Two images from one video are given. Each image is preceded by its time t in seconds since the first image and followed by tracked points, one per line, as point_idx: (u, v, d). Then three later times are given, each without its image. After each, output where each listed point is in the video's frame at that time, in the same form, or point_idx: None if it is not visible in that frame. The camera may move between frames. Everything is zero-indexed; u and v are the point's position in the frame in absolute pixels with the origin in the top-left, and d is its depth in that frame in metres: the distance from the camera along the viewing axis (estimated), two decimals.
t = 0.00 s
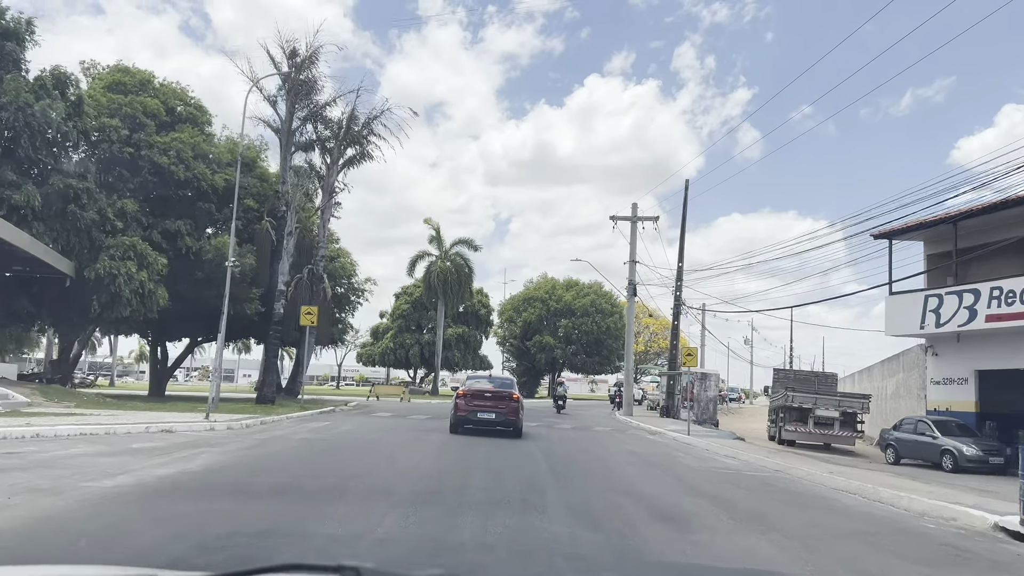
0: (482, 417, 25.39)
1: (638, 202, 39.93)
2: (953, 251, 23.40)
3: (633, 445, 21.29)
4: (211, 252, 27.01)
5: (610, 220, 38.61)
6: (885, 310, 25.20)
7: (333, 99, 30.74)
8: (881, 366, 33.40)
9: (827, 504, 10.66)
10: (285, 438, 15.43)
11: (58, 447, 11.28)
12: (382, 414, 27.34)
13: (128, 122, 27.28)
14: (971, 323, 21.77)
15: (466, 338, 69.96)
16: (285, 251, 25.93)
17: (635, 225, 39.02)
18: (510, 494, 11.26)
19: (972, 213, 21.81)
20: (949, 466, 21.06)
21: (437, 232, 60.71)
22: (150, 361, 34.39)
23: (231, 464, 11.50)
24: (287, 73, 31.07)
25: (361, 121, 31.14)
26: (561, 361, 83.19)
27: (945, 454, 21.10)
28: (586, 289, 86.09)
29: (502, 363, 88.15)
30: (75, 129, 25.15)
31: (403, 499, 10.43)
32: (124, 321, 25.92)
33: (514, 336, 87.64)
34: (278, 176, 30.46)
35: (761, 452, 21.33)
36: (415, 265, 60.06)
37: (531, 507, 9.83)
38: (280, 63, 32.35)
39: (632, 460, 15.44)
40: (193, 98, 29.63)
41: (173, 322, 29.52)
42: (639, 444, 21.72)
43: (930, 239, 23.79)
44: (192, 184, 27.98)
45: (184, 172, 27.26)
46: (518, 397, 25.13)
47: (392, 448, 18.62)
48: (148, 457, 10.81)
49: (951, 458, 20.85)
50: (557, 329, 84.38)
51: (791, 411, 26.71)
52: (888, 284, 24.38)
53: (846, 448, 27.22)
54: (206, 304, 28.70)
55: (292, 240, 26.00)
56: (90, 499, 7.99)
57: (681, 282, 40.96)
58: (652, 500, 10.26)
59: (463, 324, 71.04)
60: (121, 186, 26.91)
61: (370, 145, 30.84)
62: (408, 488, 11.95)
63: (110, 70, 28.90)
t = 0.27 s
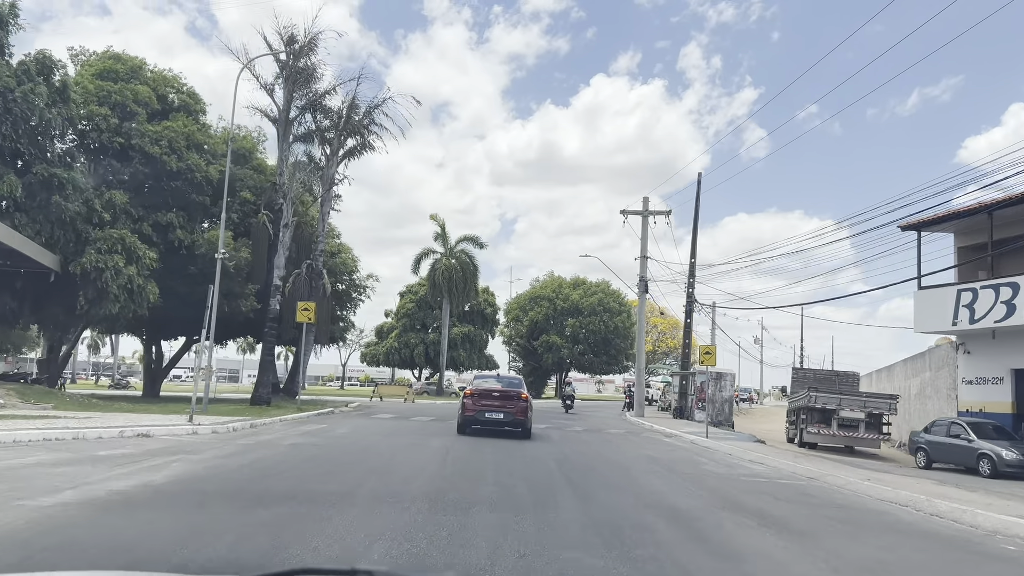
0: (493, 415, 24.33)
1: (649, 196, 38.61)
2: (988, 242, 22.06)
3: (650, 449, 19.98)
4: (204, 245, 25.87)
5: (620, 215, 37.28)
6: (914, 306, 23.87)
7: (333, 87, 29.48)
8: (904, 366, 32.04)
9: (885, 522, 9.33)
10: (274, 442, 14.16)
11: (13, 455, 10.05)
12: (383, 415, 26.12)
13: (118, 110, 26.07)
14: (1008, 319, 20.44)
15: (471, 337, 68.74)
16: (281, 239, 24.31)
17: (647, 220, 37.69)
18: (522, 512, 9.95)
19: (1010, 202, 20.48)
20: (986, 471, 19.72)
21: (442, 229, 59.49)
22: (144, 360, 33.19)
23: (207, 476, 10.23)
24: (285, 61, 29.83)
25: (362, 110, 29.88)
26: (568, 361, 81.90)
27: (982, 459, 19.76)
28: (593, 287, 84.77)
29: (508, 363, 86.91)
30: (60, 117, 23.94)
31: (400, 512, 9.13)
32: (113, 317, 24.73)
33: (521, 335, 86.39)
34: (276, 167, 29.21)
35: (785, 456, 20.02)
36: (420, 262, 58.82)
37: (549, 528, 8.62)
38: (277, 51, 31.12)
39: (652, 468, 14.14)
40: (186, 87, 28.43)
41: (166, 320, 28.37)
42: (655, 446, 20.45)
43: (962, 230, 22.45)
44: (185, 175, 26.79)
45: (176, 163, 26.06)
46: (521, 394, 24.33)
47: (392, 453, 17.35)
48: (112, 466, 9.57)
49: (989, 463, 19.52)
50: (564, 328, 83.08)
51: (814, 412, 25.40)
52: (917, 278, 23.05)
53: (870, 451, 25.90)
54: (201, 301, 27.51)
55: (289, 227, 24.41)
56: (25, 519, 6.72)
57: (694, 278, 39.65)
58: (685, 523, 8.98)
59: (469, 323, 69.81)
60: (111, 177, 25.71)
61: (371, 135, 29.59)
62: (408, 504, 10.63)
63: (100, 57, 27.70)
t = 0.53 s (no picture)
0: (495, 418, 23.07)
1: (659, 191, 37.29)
2: None
3: (665, 455, 18.65)
4: (193, 239, 24.60)
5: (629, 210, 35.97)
6: (943, 303, 22.51)
7: (329, 75, 28.15)
8: (927, 366, 30.65)
9: (957, 549, 7.91)
10: (255, 449, 12.89)
11: None
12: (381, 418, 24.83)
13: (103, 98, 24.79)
14: None
15: (475, 338, 67.47)
16: (272, 232, 22.87)
17: (656, 216, 36.36)
18: (527, 539, 8.64)
19: None
20: None
21: (445, 227, 58.21)
22: (135, 361, 31.98)
23: (167, 491, 8.96)
24: (279, 48, 28.51)
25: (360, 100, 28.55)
26: (573, 361, 80.57)
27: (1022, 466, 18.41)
28: (599, 287, 83.41)
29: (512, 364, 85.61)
30: (40, 104, 22.66)
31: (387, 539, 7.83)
32: (96, 314, 23.47)
33: (525, 336, 85.08)
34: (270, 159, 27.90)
35: (810, 463, 18.68)
36: (422, 261, 57.52)
37: (563, 566, 7.22)
38: (271, 38, 29.82)
39: (671, 479, 12.82)
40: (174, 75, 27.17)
41: (154, 317, 27.14)
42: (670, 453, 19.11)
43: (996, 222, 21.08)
44: (174, 166, 25.45)
45: (164, 153, 24.79)
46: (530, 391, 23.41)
47: (386, 461, 16.09)
48: (54, 480, 8.29)
49: None
50: (569, 328, 81.74)
51: (836, 415, 24.04)
52: (948, 273, 21.68)
53: (895, 456, 24.53)
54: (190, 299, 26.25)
55: (281, 219, 22.95)
56: None
57: (705, 275, 38.31)
58: (722, 552, 7.60)
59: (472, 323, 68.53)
60: (96, 168, 24.41)
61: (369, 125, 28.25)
62: (398, 527, 9.32)
63: (85, 43, 26.43)
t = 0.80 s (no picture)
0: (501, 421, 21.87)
1: (670, 184, 35.92)
2: None
3: (683, 462, 17.25)
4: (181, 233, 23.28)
5: (639, 204, 34.62)
6: (976, 299, 21.11)
7: (325, 61, 26.76)
8: (953, 367, 29.22)
9: None
10: (233, 457, 11.59)
11: None
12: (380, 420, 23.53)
13: (87, 83, 23.41)
14: None
15: (479, 338, 66.15)
16: (263, 223, 21.50)
17: (667, 211, 35.00)
18: (537, 570, 7.26)
19: None
20: None
21: (448, 224, 56.87)
22: (124, 360, 30.70)
23: (117, 511, 7.66)
24: (274, 32, 27.09)
25: (358, 87, 27.17)
26: (579, 362, 79.22)
27: None
28: (606, 287, 82.01)
29: (517, 364, 84.28)
30: (23, 87, 21.20)
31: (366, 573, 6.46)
32: (78, 310, 22.21)
33: (530, 336, 83.77)
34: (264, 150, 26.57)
35: (839, 470, 17.30)
36: (425, 259, 56.17)
37: None
38: (266, 23, 28.42)
39: (697, 491, 11.48)
40: (165, 60, 25.91)
41: (142, 314, 25.85)
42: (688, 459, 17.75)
43: None
44: (161, 155, 24.09)
45: (151, 142, 23.46)
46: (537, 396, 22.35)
47: (382, 470, 14.76)
48: None
49: None
50: (574, 329, 80.38)
51: (861, 418, 22.66)
52: (984, 268, 20.28)
53: (924, 462, 23.15)
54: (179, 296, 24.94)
55: (273, 209, 21.58)
56: None
57: (717, 272, 36.90)
58: None
59: (476, 323, 67.22)
60: (79, 156, 23.09)
61: (368, 114, 26.87)
62: (383, 553, 8.10)
63: (70, 26, 25.08)
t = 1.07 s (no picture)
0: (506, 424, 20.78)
1: (680, 178, 34.58)
2: None
3: (701, 469, 15.93)
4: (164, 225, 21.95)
5: (647, 198, 33.28)
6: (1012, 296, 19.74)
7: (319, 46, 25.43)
8: (978, 369, 27.85)
9: None
10: (202, 466, 10.27)
11: None
12: (375, 423, 22.18)
13: (65, 66, 21.91)
14: None
15: (481, 338, 64.81)
16: (250, 214, 20.10)
17: (677, 205, 33.65)
18: None
19: None
20: None
21: (450, 221, 55.57)
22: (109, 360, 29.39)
23: (37, 548, 6.34)
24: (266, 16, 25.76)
25: (354, 74, 25.84)
26: (583, 363, 77.85)
27: None
28: (610, 287, 80.65)
29: (520, 365, 82.96)
30: None
31: None
32: (53, 306, 20.87)
33: (533, 336, 82.45)
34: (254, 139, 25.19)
35: (869, 479, 15.97)
36: (426, 257, 54.84)
37: None
38: (258, 7, 27.10)
39: (725, 507, 10.12)
40: (150, 44, 24.55)
41: (124, 311, 24.53)
42: (706, 465, 16.38)
43: None
44: (144, 143, 22.69)
45: (133, 129, 22.12)
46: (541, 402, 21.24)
47: (373, 475, 13.42)
48: None
49: None
50: (578, 329, 79.05)
51: (886, 423, 21.29)
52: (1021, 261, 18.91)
53: (953, 469, 21.78)
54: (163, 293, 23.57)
55: (261, 199, 20.17)
56: None
57: (728, 269, 35.56)
58: None
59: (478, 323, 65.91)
60: (57, 144, 21.59)
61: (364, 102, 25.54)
62: None
63: (49, 7, 23.65)
